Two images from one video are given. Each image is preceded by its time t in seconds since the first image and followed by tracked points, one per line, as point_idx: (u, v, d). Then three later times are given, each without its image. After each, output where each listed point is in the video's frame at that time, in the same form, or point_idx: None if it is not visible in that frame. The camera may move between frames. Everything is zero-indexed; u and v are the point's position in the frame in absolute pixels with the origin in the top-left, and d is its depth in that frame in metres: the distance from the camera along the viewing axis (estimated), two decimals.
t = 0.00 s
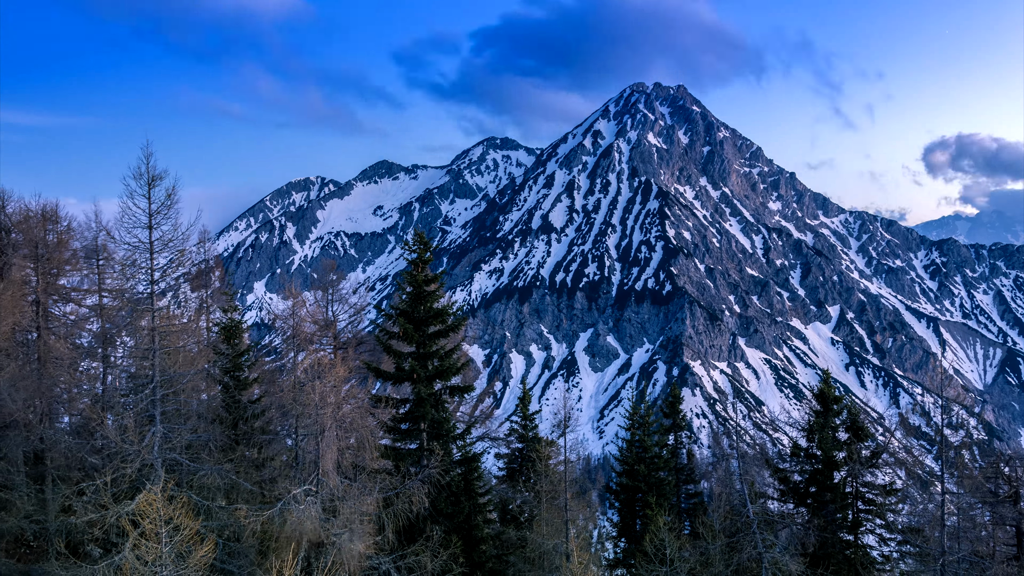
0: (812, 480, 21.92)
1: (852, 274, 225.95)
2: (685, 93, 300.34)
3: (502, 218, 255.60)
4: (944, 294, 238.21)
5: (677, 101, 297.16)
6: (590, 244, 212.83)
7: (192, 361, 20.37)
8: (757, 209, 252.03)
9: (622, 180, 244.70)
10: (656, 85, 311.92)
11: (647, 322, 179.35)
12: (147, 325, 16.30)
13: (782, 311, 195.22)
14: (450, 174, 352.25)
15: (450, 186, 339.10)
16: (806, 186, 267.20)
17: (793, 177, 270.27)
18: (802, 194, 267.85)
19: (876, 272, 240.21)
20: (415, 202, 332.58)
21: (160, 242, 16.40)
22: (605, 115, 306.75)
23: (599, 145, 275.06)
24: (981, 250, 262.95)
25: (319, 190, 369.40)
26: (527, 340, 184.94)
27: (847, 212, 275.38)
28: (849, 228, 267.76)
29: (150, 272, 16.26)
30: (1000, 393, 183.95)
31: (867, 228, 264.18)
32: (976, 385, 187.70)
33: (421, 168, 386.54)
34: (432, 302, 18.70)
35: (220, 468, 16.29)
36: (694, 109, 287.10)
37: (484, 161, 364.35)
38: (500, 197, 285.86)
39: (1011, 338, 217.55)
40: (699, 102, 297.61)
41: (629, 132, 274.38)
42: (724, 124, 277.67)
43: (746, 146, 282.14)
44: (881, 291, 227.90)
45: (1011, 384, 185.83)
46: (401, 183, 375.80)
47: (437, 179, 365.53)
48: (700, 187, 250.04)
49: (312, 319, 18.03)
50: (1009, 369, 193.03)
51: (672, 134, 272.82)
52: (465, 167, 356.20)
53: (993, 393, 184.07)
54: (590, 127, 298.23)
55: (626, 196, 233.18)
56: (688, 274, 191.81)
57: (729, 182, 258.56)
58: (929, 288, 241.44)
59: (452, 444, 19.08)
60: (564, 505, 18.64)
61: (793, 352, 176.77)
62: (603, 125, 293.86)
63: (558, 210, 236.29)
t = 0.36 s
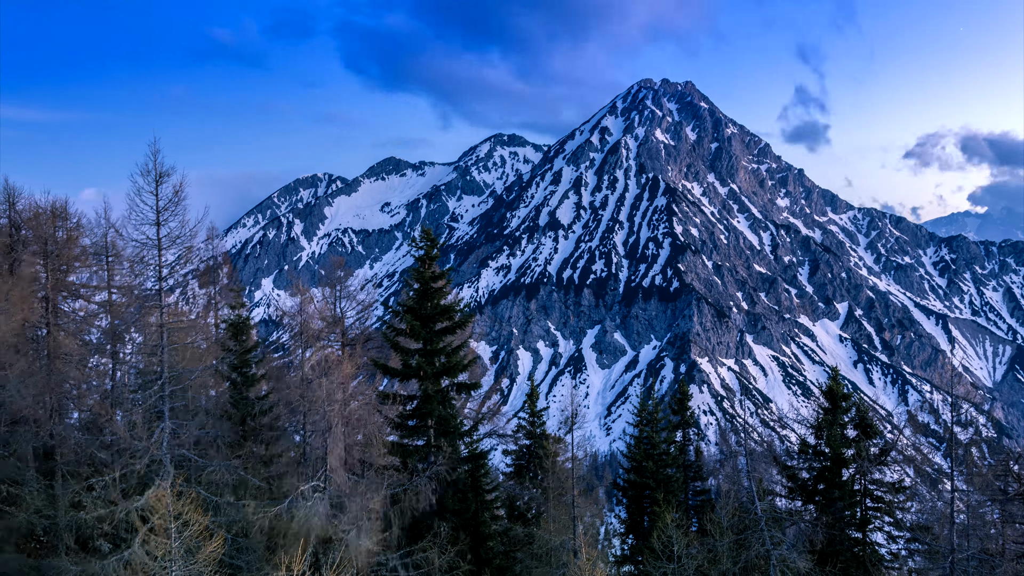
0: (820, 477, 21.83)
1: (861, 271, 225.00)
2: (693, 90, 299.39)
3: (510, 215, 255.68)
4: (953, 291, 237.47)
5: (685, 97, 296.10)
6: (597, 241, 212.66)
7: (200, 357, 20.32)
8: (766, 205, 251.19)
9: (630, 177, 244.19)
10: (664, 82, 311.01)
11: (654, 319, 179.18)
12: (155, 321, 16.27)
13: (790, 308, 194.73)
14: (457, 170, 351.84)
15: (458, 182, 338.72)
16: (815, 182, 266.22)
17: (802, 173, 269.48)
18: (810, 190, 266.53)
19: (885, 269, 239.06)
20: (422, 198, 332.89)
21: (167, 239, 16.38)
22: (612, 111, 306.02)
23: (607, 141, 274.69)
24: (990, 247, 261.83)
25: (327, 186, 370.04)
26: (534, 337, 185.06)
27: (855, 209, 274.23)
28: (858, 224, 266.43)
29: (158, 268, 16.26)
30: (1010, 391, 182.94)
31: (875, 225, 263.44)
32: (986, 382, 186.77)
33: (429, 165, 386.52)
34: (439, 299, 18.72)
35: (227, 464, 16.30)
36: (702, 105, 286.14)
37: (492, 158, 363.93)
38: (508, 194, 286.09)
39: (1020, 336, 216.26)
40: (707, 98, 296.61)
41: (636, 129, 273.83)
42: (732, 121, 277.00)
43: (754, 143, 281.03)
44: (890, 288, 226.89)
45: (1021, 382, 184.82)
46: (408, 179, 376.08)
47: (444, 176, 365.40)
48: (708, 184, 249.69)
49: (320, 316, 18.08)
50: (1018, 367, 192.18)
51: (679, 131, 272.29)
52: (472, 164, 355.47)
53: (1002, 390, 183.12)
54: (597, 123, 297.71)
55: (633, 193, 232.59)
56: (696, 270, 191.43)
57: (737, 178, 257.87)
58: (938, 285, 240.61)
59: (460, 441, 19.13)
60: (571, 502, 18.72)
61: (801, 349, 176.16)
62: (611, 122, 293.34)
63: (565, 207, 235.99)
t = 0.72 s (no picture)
0: (828, 473, 21.82)
1: (869, 267, 224.12)
2: (701, 85, 298.08)
3: (517, 210, 255.68)
4: (963, 287, 236.18)
5: (693, 92, 295.05)
6: (605, 236, 212.40)
7: (210, 351, 20.44)
8: (774, 201, 250.35)
9: (637, 172, 243.51)
10: (672, 77, 309.73)
11: (662, 314, 179.07)
12: (165, 316, 16.40)
13: (798, 304, 194.31)
14: (464, 166, 351.42)
15: (465, 177, 338.24)
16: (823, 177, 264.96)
17: (810, 168, 268.26)
18: (819, 185, 265.06)
19: (894, 265, 237.85)
20: (430, 194, 333.00)
21: (177, 234, 16.50)
22: (620, 106, 305.00)
23: (614, 136, 274.08)
24: (1001, 243, 260.01)
25: (334, 181, 370.92)
26: (541, 332, 185.17)
27: (864, 204, 272.83)
28: (866, 220, 265.14)
29: (169, 263, 16.45)
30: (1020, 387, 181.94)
31: (884, 221, 262.18)
32: (996, 378, 185.80)
33: (436, 160, 386.33)
34: (447, 295, 18.75)
35: (237, 458, 16.43)
36: (710, 100, 285.09)
37: (499, 153, 363.34)
38: (515, 189, 285.97)
39: None
40: (714, 93, 295.30)
41: (644, 124, 273.03)
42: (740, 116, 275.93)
43: (762, 138, 280.04)
44: (899, 284, 225.80)
45: None
46: (415, 174, 375.90)
47: (451, 171, 365.22)
48: (716, 179, 249.07)
49: (328, 311, 18.11)
50: None
51: (687, 126, 271.32)
52: (480, 159, 354.85)
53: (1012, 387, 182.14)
54: (605, 118, 296.98)
55: (641, 188, 232.21)
56: (704, 266, 191.03)
57: (745, 173, 257.00)
58: (947, 280, 239.46)
59: (468, 436, 19.18)
60: (579, 497, 18.79)
61: (809, 345, 175.64)
62: (618, 117, 292.38)
63: (572, 202, 235.74)
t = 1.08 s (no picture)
0: (836, 470, 21.81)
1: (877, 263, 223.11)
2: (709, 80, 296.68)
3: (524, 206, 255.52)
4: (972, 283, 235.13)
5: (701, 87, 293.86)
6: (612, 232, 212.07)
7: (218, 346, 20.52)
8: (781, 197, 249.52)
9: (644, 168, 242.83)
10: (679, 72, 308.37)
11: (669, 310, 178.83)
12: (173, 312, 16.44)
13: (806, 300, 193.73)
14: (471, 161, 351.04)
15: (472, 173, 337.81)
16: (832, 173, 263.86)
17: (818, 164, 267.15)
18: (827, 180, 263.74)
19: (902, 261, 236.59)
20: (437, 189, 333.14)
21: (186, 230, 16.51)
22: (627, 102, 304.12)
23: (621, 132, 273.38)
24: (1011, 238, 258.30)
25: (341, 177, 371.34)
26: (548, 328, 185.00)
27: (873, 199, 271.57)
28: (875, 215, 263.78)
29: (177, 259, 16.48)
30: None
31: (893, 216, 261.05)
32: (1004, 375, 185.12)
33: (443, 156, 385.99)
34: (455, 290, 18.74)
35: (245, 453, 16.49)
36: (718, 95, 283.90)
37: (506, 149, 362.73)
38: (522, 185, 285.68)
39: None
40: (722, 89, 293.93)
41: (651, 120, 272.06)
42: (748, 111, 274.74)
43: (770, 133, 278.90)
44: (907, 280, 224.70)
45: None
46: (422, 170, 375.60)
47: (458, 167, 364.77)
48: (723, 175, 248.40)
49: (336, 306, 18.10)
50: None
51: (695, 121, 270.14)
52: (486, 155, 354.36)
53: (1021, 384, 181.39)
54: (612, 114, 296.21)
55: (648, 184, 231.63)
56: (711, 262, 190.64)
57: (753, 169, 256.21)
58: (956, 277, 238.41)
59: (476, 432, 19.20)
60: (586, 493, 18.76)
61: (816, 341, 175.11)
62: (625, 112, 291.51)
63: (579, 198, 235.41)
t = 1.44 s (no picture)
0: (844, 466, 21.83)
1: (886, 259, 222.15)
2: (716, 75, 295.60)
3: (531, 202, 255.42)
4: (981, 280, 233.87)
5: (708, 83, 293.00)
6: (619, 228, 211.80)
7: (227, 342, 20.56)
8: (789, 193, 248.54)
9: (652, 163, 242.19)
10: (687, 67, 307.44)
11: (676, 306, 178.60)
12: (182, 307, 16.50)
13: (813, 297, 193.20)
14: (478, 157, 350.80)
15: (479, 169, 337.70)
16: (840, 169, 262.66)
17: (827, 160, 265.98)
18: (836, 176, 262.63)
19: (911, 258, 235.43)
20: (444, 185, 333.58)
21: (194, 226, 16.54)
22: (634, 97, 303.33)
23: (628, 128, 272.90)
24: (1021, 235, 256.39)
25: (348, 173, 372.20)
26: (555, 324, 184.84)
27: (881, 195, 270.36)
28: (883, 212, 262.56)
29: (185, 255, 16.50)
30: None
31: (901, 213, 259.87)
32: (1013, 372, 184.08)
33: (450, 152, 385.88)
34: (462, 286, 18.72)
35: (253, 448, 16.55)
36: (726, 91, 283.07)
37: (513, 144, 362.31)
38: (529, 181, 285.59)
39: None
40: (730, 84, 292.82)
41: (659, 115, 271.45)
42: (756, 107, 273.87)
43: (778, 129, 278.06)
44: (916, 276, 223.65)
45: None
46: (429, 166, 375.87)
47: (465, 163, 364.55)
48: (731, 171, 247.81)
49: (343, 302, 18.15)
50: None
51: (702, 117, 269.30)
52: (493, 151, 353.86)
53: None
54: (619, 110, 295.67)
55: (655, 180, 231.25)
56: (718, 258, 190.13)
57: (761, 165, 255.48)
58: (965, 273, 237.18)
59: (483, 428, 19.22)
60: (594, 489, 18.73)
61: (824, 338, 174.52)
62: (633, 108, 290.87)
63: (586, 194, 235.25)
